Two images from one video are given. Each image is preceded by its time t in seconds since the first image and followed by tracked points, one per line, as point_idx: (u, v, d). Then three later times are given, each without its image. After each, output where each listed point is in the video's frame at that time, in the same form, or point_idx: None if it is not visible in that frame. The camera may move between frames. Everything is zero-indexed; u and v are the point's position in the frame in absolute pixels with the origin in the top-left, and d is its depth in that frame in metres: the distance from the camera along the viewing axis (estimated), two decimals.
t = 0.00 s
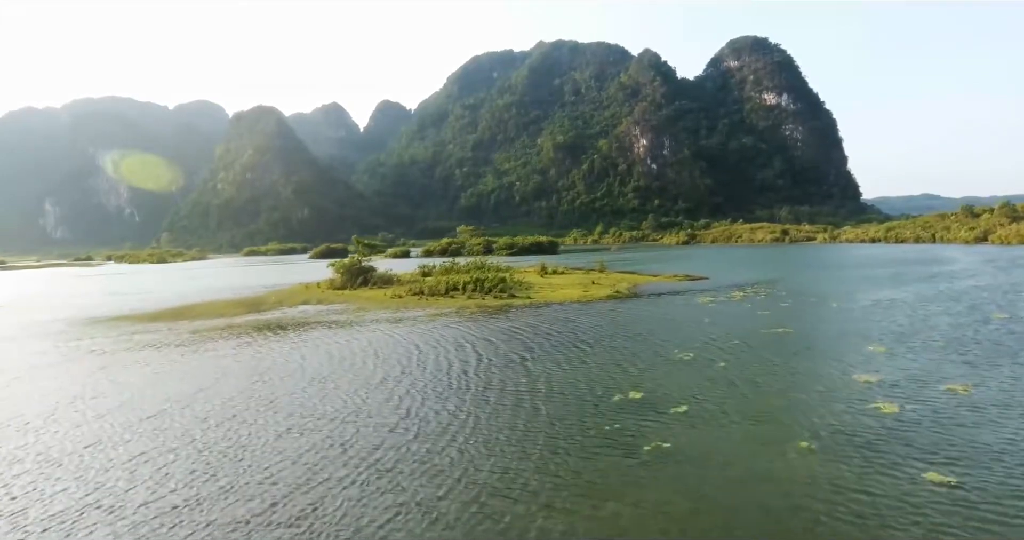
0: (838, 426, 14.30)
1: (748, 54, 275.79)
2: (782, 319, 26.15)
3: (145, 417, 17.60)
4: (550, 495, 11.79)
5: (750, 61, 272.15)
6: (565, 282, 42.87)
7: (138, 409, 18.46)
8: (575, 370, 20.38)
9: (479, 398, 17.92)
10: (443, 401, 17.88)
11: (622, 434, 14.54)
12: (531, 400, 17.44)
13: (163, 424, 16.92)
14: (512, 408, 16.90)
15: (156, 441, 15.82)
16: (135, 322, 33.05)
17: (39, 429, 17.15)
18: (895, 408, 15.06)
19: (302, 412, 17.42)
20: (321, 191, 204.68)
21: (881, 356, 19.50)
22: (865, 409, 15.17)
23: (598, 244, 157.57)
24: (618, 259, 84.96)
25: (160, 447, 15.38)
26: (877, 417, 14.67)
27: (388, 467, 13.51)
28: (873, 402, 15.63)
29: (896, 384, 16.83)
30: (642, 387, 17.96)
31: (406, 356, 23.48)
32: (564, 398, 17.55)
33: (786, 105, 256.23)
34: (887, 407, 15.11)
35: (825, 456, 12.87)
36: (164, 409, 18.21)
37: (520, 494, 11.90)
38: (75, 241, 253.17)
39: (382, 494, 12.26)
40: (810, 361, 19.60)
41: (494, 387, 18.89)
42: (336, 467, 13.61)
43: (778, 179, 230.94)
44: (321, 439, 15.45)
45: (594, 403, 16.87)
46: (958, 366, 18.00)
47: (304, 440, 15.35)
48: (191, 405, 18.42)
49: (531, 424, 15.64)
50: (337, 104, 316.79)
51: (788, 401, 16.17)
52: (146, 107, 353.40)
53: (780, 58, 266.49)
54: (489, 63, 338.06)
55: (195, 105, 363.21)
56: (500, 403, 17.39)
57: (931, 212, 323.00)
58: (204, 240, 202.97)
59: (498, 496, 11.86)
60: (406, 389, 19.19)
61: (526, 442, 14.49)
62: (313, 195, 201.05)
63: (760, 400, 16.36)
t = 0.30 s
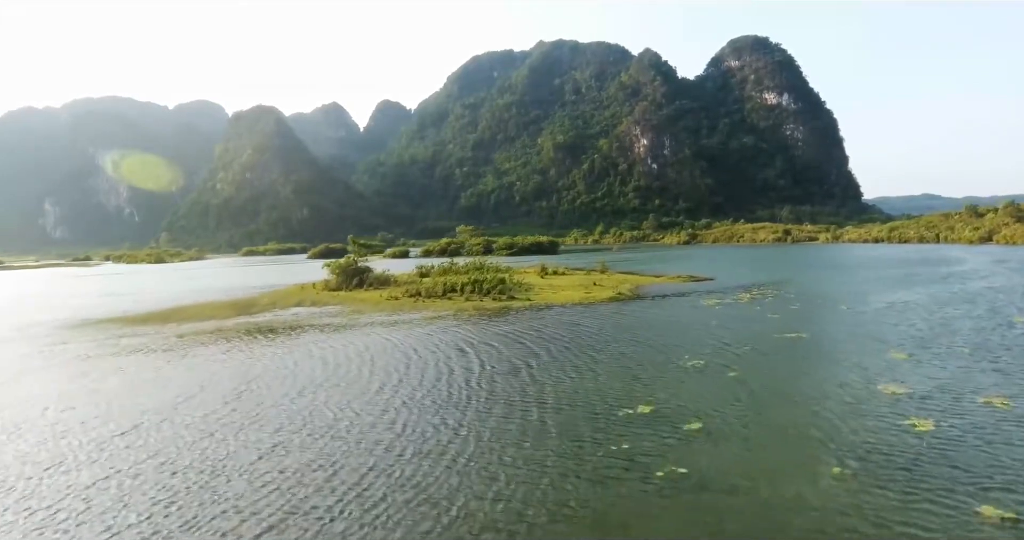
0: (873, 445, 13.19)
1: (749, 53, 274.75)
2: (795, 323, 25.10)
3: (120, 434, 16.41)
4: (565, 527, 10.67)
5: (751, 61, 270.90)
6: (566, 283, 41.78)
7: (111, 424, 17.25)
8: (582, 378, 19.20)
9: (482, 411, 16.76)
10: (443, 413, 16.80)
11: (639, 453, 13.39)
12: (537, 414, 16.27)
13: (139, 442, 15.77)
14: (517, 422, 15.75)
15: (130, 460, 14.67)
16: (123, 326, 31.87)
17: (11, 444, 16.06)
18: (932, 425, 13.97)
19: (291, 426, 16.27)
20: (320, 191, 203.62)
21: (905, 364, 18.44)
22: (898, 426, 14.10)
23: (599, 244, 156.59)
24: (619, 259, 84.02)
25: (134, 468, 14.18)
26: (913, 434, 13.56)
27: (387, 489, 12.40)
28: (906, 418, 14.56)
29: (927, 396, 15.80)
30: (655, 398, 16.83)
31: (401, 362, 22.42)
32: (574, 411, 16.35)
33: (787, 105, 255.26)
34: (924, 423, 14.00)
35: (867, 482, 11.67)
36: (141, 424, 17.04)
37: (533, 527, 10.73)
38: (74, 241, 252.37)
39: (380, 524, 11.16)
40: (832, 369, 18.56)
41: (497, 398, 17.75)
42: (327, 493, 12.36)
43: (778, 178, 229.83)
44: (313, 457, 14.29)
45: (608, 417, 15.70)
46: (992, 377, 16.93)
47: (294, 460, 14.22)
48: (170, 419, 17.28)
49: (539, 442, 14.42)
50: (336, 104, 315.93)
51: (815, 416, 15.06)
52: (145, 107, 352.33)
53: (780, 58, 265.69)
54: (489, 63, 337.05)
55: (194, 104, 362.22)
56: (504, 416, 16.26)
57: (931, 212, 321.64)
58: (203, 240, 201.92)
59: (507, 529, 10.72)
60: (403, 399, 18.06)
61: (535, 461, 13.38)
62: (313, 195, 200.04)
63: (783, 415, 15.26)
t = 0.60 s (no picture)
0: (914, 468, 12.03)
1: (749, 53, 273.59)
2: (807, 328, 24.08)
3: (88, 454, 15.12)
4: None
5: (752, 60, 269.68)
6: (567, 284, 40.80)
7: (80, 442, 15.97)
8: (590, 388, 18.08)
9: (484, 426, 15.62)
10: (442, 428, 15.65)
11: (659, 479, 12.16)
12: (544, 430, 15.10)
13: (109, 462, 14.50)
14: (522, 439, 14.58)
15: (96, 485, 13.37)
16: (110, 330, 30.75)
17: None
18: (976, 447, 12.81)
19: (276, 443, 15.09)
20: (320, 191, 202.72)
21: (934, 375, 17.28)
22: (937, 446, 12.97)
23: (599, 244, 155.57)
24: (619, 260, 83.20)
25: (98, 494, 12.87)
26: (956, 457, 12.41)
27: (379, 520, 11.19)
28: (946, 437, 13.42)
29: (966, 412, 14.66)
30: (671, 413, 15.63)
31: (395, 369, 21.34)
32: (583, 426, 15.16)
33: (787, 104, 254.10)
34: (968, 445, 12.83)
35: (912, 514, 10.51)
36: (112, 442, 15.78)
37: None
38: (74, 241, 251.51)
39: None
40: (856, 379, 17.41)
41: (500, 410, 16.63)
42: (313, 525, 11.17)
43: (779, 178, 228.59)
44: (300, 481, 13.04)
45: (621, 434, 14.54)
46: None
47: (277, 484, 13.04)
48: (146, 436, 16.06)
49: (545, 463, 13.24)
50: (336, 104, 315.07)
51: (846, 433, 13.92)
52: (144, 107, 351.25)
53: (781, 57, 264.73)
54: (489, 62, 336.03)
55: (194, 104, 361.15)
56: (507, 432, 15.06)
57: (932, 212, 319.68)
58: (202, 240, 200.84)
59: None
60: (400, 411, 16.95)
61: (544, 487, 12.17)
62: (313, 195, 199.02)
63: (810, 432, 14.10)
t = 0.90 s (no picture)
0: (970, 499, 10.64)
1: (750, 52, 272.60)
2: (822, 334, 22.85)
3: (41, 478, 13.47)
4: None
5: (753, 60, 268.50)
6: (567, 286, 39.72)
7: (32, 462, 14.42)
8: (596, 401, 16.75)
9: (480, 445, 14.20)
10: (435, 447, 14.21)
11: (680, 512, 10.65)
12: (547, 450, 13.64)
13: (56, 489, 12.83)
14: (522, 460, 13.16)
15: (37, 517, 11.76)
16: (93, 334, 29.48)
17: None
18: None
19: (253, 464, 13.66)
20: (320, 191, 201.79)
21: (968, 389, 15.97)
22: (991, 473, 11.53)
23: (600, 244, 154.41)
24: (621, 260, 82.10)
25: (45, 527, 11.29)
26: (1014, 485, 11.01)
27: None
28: (996, 460, 12.03)
29: (1013, 432, 13.29)
30: (685, 431, 14.31)
31: (388, 378, 20.09)
32: (590, 446, 13.74)
33: (788, 104, 253.12)
34: None
35: None
36: (69, 461, 14.27)
37: None
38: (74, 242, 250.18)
39: None
40: (884, 393, 16.09)
41: (500, 426, 15.28)
42: None
43: (780, 178, 227.45)
44: (270, 512, 11.52)
45: (633, 456, 13.07)
46: None
47: (250, 512, 11.56)
48: (107, 455, 14.57)
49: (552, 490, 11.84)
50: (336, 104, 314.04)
51: (883, 455, 12.52)
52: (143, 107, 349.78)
53: (781, 57, 263.75)
54: (489, 62, 335.17)
55: (193, 105, 359.85)
56: (506, 452, 13.66)
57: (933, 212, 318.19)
58: (201, 240, 199.43)
59: None
60: (390, 427, 15.56)
61: (548, 521, 10.66)
62: (313, 195, 197.87)
63: (841, 454, 12.72)
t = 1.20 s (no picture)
0: None
1: (750, 52, 271.43)
2: (841, 341, 21.65)
3: None
4: None
5: (753, 59, 267.01)
6: (568, 288, 38.55)
7: None
8: (605, 419, 15.49)
9: (481, 470, 12.79)
10: (429, 471, 12.90)
11: None
12: (554, 476, 12.30)
13: None
14: (533, 489, 11.83)
15: None
16: (75, 339, 28.14)
17: None
18: None
19: (231, 494, 12.21)
20: (320, 191, 200.65)
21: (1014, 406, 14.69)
22: None
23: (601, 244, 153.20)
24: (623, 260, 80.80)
25: None
26: None
27: None
28: None
29: None
30: (706, 453, 13.05)
31: (383, 389, 18.86)
32: (604, 472, 12.43)
33: (789, 103, 251.81)
34: None
35: None
36: (22, 491, 12.73)
37: None
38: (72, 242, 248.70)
39: None
40: (923, 411, 14.79)
41: (506, 448, 13.94)
42: None
43: (781, 177, 226.10)
44: None
45: (650, 487, 11.66)
46: None
47: None
48: (65, 482, 13.10)
49: (567, 527, 10.47)
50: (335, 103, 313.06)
51: (934, 488, 11.14)
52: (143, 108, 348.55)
53: (782, 56, 262.61)
54: (489, 62, 334.03)
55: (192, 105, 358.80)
56: (514, 479, 12.33)
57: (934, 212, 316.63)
58: (200, 240, 198.18)
59: None
60: (380, 449, 14.19)
61: None
62: (312, 195, 196.71)
63: (889, 486, 11.27)
